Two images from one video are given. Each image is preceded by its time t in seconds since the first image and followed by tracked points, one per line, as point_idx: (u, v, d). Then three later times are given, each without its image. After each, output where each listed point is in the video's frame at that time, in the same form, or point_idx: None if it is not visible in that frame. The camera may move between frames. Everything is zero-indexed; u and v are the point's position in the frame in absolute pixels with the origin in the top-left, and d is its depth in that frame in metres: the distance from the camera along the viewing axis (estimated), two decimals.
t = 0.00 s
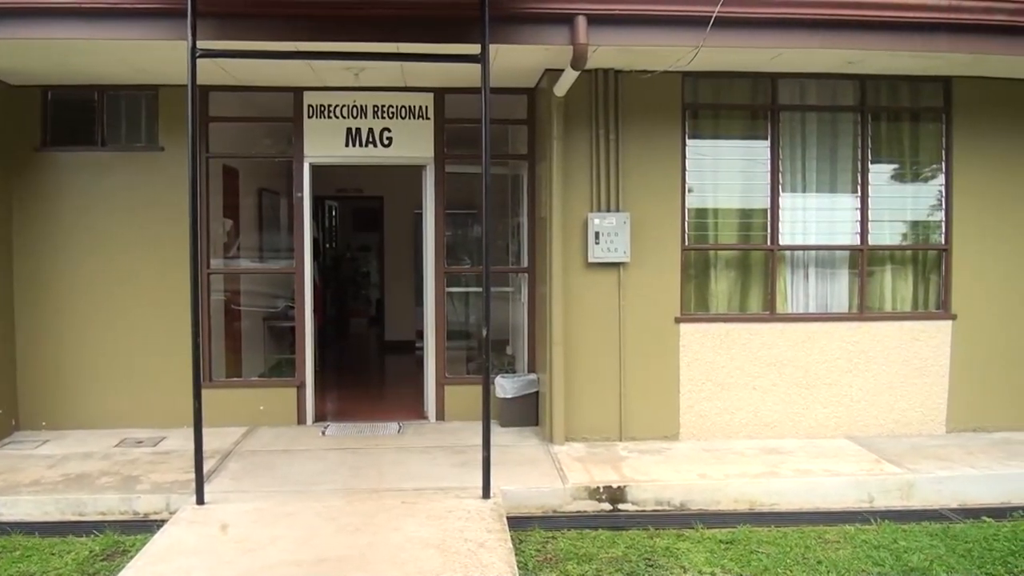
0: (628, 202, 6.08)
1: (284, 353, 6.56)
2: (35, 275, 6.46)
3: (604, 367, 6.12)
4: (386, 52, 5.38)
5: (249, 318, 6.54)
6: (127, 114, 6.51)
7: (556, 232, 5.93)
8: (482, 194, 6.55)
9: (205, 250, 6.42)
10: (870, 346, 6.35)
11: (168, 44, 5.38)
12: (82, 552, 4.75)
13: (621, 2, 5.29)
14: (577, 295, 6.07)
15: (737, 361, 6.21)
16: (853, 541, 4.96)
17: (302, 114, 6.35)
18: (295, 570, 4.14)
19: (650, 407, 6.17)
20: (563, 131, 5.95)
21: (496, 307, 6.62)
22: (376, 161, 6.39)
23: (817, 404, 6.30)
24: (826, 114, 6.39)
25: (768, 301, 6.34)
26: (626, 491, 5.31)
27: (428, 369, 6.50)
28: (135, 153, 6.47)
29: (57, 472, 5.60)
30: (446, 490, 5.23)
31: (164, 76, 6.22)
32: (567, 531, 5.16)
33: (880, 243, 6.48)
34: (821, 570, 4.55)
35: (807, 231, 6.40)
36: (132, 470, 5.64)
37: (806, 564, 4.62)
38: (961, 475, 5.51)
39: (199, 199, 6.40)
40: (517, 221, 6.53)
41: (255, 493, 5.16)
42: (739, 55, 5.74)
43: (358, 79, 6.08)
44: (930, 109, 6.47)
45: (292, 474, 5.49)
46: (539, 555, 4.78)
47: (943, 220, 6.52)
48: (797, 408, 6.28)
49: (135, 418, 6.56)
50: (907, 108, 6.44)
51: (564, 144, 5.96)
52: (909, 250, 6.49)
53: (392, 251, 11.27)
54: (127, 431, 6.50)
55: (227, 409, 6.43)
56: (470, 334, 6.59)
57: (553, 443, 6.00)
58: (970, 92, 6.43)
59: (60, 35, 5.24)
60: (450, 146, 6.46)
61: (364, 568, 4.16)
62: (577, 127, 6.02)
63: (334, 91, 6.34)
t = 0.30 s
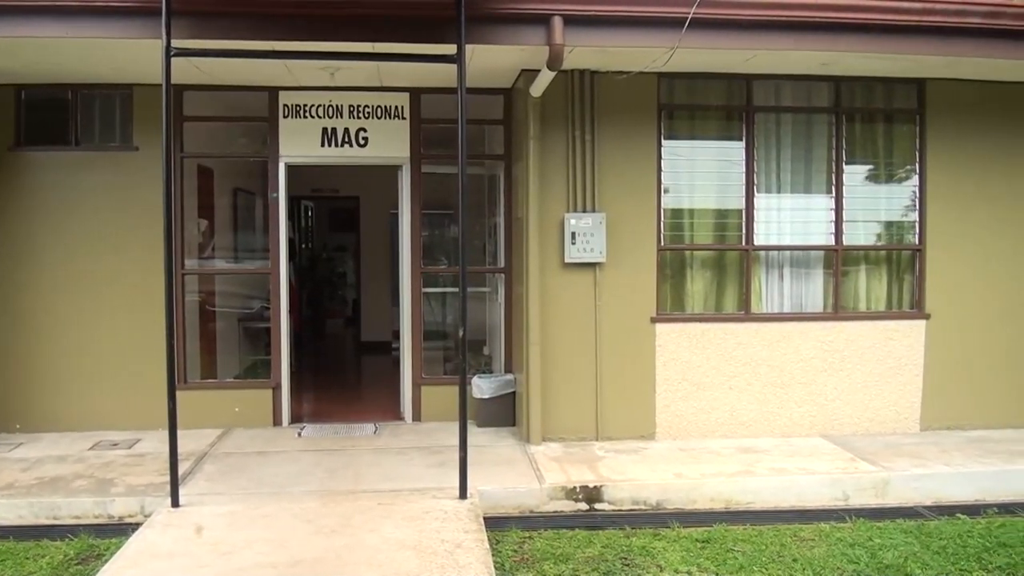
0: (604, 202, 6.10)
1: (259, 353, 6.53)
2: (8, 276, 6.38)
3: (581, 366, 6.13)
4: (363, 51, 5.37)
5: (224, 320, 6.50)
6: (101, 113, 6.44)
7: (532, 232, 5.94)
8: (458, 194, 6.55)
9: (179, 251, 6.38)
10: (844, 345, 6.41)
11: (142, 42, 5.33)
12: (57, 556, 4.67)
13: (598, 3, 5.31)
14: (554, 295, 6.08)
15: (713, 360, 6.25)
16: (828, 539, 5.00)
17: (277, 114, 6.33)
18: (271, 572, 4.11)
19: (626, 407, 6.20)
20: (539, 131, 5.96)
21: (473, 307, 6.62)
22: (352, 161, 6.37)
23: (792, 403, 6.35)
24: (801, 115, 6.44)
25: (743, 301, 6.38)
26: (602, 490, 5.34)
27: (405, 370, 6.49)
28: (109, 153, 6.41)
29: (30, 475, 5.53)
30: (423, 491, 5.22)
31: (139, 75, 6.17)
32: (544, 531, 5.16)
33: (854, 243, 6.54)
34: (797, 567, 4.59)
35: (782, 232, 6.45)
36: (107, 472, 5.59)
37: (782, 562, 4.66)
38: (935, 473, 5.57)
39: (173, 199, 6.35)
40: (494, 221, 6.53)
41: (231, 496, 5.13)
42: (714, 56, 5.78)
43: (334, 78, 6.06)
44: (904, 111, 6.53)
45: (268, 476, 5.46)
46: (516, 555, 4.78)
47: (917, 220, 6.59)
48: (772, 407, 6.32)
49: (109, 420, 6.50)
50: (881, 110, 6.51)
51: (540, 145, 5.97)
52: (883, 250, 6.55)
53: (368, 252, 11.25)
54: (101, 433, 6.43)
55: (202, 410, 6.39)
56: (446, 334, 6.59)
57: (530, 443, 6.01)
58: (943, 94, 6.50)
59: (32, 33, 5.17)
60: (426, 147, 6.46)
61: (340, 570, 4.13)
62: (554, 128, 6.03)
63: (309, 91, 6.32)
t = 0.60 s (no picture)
0: (581, 202, 6.12)
1: (235, 355, 6.49)
2: None
3: (558, 366, 6.15)
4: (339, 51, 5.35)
5: (200, 321, 6.45)
6: (76, 113, 6.38)
7: (509, 233, 5.94)
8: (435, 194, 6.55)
9: (154, 251, 6.32)
10: (819, 345, 6.46)
11: (117, 41, 5.28)
12: (32, 560, 4.64)
13: (576, 4, 5.32)
14: (531, 295, 6.09)
15: (690, 360, 6.28)
16: (804, 537, 5.04)
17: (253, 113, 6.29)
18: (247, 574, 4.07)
19: (604, 407, 6.22)
20: (517, 131, 5.97)
21: (450, 307, 6.61)
22: (328, 161, 6.35)
23: (768, 403, 6.40)
24: (777, 116, 6.49)
25: (719, 301, 6.42)
26: (579, 491, 5.32)
27: (382, 371, 6.48)
28: (84, 152, 6.34)
29: (4, 478, 5.46)
30: (400, 492, 5.20)
31: (115, 74, 6.11)
32: (521, 531, 5.16)
33: (829, 243, 6.60)
34: (773, 566, 4.62)
35: (757, 233, 6.50)
36: (82, 475, 5.52)
37: (758, 560, 4.69)
38: (910, 471, 5.62)
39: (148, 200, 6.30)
40: (472, 222, 6.53)
41: (207, 498, 5.09)
42: (690, 58, 5.81)
43: (310, 78, 6.04)
44: (879, 113, 6.60)
45: (244, 478, 5.42)
46: (493, 555, 4.78)
47: (892, 221, 6.66)
48: (748, 407, 6.37)
49: (84, 423, 6.43)
50: (856, 111, 6.57)
51: (517, 145, 5.98)
52: (858, 250, 6.62)
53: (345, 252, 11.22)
54: (76, 436, 6.36)
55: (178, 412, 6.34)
56: (424, 335, 6.58)
57: (507, 444, 6.01)
58: (917, 96, 6.58)
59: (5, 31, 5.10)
60: (403, 147, 6.45)
61: (317, 571, 4.11)
62: (530, 128, 6.04)
63: (286, 91, 6.29)
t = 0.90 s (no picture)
0: (557, 203, 6.13)
1: (209, 356, 6.43)
2: None
3: (534, 366, 6.15)
4: (314, 51, 5.32)
5: (174, 322, 6.40)
6: (48, 112, 6.30)
7: (485, 233, 5.94)
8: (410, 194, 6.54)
9: (128, 252, 6.26)
10: (794, 344, 6.52)
11: (90, 40, 5.22)
12: (4, 565, 4.57)
13: (552, 5, 5.33)
14: (507, 295, 6.10)
15: (665, 360, 6.31)
16: (779, 535, 5.08)
17: (227, 113, 6.24)
18: None
19: (580, 406, 6.23)
20: (492, 132, 5.97)
21: (426, 308, 6.60)
22: (303, 161, 6.32)
23: (743, 402, 6.44)
24: (751, 118, 6.54)
25: (695, 301, 6.46)
26: (555, 491, 5.33)
27: (357, 372, 6.45)
28: (56, 152, 6.26)
29: None
30: (376, 493, 5.18)
31: (88, 73, 6.04)
32: (497, 532, 5.16)
33: (803, 244, 6.66)
34: (748, 564, 4.65)
35: (732, 233, 6.55)
36: (55, 479, 5.45)
37: (733, 559, 4.72)
38: (883, 469, 5.68)
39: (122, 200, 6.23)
40: (447, 222, 6.53)
41: (182, 501, 5.04)
42: (665, 59, 5.84)
43: (285, 78, 6.01)
44: (853, 115, 6.67)
45: (219, 480, 5.37)
46: (469, 556, 4.77)
47: (866, 222, 6.73)
48: (723, 406, 6.41)
49: (56, 426, 6.34)
50: (830, 113, 6.64)
51: (493, 145, 5.98)
52: (832, 250, 6.68)
53: (320, 253, 11.18)
54: (49, 439, 6.28)
55: (152, 414, 6.27)
56: (399, 337, 6.57)
57: (483, 444, 6.01)
58: (890, 98, 6.65)
59: None
60: (378, 147, 6.44)
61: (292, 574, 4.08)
62: (506, 129, 6.05)
63: (260, 91, 6.25)
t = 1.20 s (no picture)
0: (532, 204, 6.14)
1: (183, 358, 6.37)
2: None
3: (510, 367, 6.16)
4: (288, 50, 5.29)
5: (147, 324, 6.33)
6: (19, 111, 6.21)
7: (460, 234, 5.94)
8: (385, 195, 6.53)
9: (100, 253, 6.18)
10: (768, 344, 6.57)
11: (62, 38, 5.14)
12: None
13: (528, 6, 5.34)
14: (483, 296, 6.09)
15: (640, 361, 6.34)
16: (753, 534, 5.12)
17: (201, 113, 6.19)
18: None
19: (555, 407, 6.24)
20: (467, 132, 5.97)
21: (401, 310, 6.59)
22: (277, 162, 6.28)
23: (717, 402, 6.49)
24: (725, 120, 6.59)
25: (669, 301, 6.50)
26: (531, 492, 5.33)
27: (332, 374, 6.42)
28: (27, 152, 6.17)
29: None
30: (351, 495, 5.16)
31: (59, 72, 5.95)
32: (473, 533, 5.15)
33: (777, 244, 6.72)
34: (723, 563, 4.67)
35: (706, 234, 6.59)
36: (26, 483, 5.37)
37: (708, 558, 4.75)
38: (856, 468, 5.74)
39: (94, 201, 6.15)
40: (422, 223, 6.52)
41: (156, 504, 4.98)
42: (639, 61, 5.86)
43: (259, 78, 5.97)
44: (825, 117, 6.74)
45: (193, 484, 5.32)
46: (444, 558, 4.76)
47: (839, 223, 6.80)
48: (698, 406, 6.45)
49: (27, 430, 6.25)
50: (803, 115, 6.70)
51: (468, 146, 5.98)
52: (805, 251, 6.75)
53: (295, 254, 11.12)
54: (19, 443, 6.18)
55: (125, 417, 6.20)
56: (374, 338, 6.55)
57: (459, 445, 6.00)
58: (862, 100, 6.72)
59: None
60: (352, 147, 6.41)
61: None
62: (481, 130, 6.05)
63: (234, 91, 6.20)
